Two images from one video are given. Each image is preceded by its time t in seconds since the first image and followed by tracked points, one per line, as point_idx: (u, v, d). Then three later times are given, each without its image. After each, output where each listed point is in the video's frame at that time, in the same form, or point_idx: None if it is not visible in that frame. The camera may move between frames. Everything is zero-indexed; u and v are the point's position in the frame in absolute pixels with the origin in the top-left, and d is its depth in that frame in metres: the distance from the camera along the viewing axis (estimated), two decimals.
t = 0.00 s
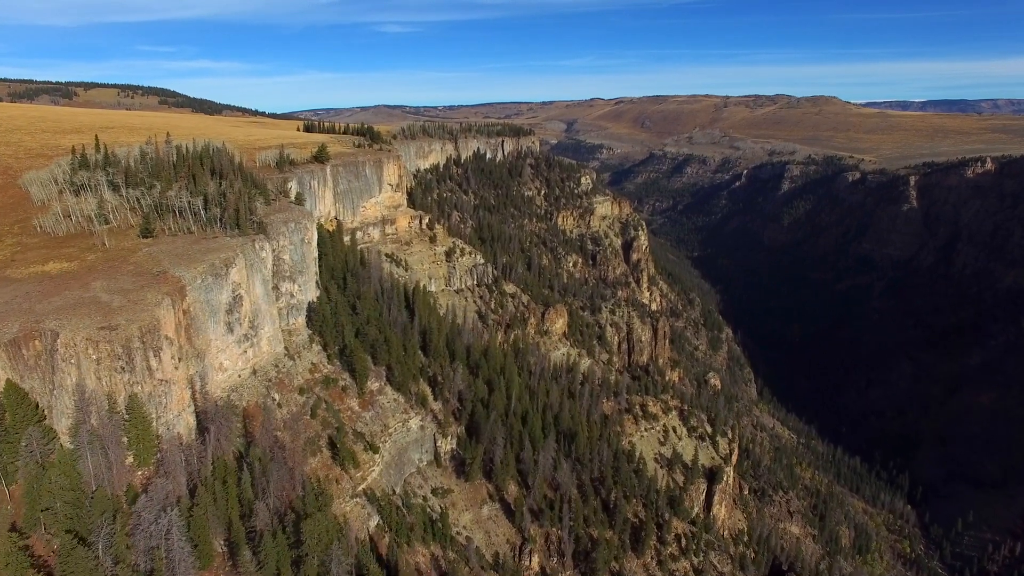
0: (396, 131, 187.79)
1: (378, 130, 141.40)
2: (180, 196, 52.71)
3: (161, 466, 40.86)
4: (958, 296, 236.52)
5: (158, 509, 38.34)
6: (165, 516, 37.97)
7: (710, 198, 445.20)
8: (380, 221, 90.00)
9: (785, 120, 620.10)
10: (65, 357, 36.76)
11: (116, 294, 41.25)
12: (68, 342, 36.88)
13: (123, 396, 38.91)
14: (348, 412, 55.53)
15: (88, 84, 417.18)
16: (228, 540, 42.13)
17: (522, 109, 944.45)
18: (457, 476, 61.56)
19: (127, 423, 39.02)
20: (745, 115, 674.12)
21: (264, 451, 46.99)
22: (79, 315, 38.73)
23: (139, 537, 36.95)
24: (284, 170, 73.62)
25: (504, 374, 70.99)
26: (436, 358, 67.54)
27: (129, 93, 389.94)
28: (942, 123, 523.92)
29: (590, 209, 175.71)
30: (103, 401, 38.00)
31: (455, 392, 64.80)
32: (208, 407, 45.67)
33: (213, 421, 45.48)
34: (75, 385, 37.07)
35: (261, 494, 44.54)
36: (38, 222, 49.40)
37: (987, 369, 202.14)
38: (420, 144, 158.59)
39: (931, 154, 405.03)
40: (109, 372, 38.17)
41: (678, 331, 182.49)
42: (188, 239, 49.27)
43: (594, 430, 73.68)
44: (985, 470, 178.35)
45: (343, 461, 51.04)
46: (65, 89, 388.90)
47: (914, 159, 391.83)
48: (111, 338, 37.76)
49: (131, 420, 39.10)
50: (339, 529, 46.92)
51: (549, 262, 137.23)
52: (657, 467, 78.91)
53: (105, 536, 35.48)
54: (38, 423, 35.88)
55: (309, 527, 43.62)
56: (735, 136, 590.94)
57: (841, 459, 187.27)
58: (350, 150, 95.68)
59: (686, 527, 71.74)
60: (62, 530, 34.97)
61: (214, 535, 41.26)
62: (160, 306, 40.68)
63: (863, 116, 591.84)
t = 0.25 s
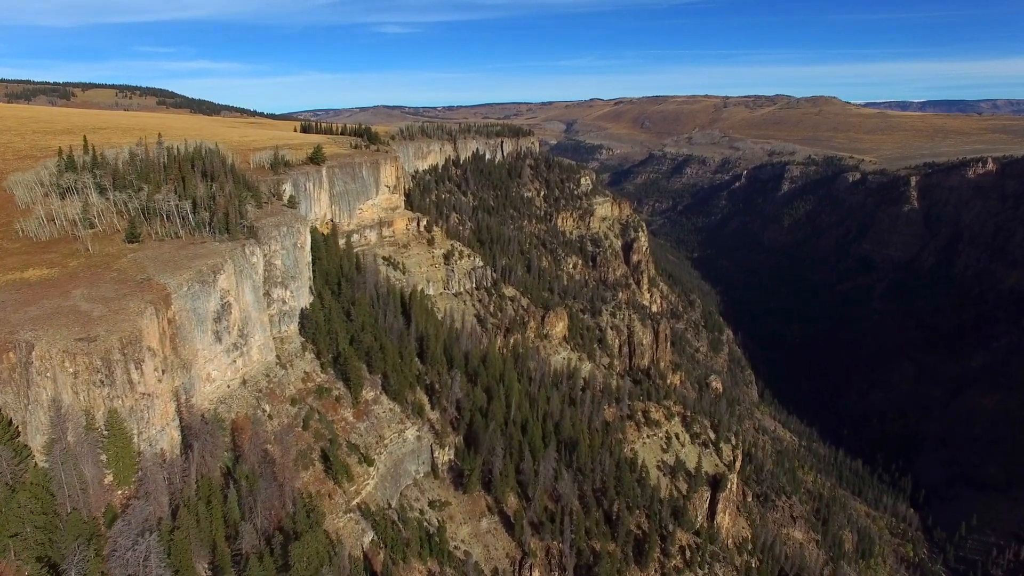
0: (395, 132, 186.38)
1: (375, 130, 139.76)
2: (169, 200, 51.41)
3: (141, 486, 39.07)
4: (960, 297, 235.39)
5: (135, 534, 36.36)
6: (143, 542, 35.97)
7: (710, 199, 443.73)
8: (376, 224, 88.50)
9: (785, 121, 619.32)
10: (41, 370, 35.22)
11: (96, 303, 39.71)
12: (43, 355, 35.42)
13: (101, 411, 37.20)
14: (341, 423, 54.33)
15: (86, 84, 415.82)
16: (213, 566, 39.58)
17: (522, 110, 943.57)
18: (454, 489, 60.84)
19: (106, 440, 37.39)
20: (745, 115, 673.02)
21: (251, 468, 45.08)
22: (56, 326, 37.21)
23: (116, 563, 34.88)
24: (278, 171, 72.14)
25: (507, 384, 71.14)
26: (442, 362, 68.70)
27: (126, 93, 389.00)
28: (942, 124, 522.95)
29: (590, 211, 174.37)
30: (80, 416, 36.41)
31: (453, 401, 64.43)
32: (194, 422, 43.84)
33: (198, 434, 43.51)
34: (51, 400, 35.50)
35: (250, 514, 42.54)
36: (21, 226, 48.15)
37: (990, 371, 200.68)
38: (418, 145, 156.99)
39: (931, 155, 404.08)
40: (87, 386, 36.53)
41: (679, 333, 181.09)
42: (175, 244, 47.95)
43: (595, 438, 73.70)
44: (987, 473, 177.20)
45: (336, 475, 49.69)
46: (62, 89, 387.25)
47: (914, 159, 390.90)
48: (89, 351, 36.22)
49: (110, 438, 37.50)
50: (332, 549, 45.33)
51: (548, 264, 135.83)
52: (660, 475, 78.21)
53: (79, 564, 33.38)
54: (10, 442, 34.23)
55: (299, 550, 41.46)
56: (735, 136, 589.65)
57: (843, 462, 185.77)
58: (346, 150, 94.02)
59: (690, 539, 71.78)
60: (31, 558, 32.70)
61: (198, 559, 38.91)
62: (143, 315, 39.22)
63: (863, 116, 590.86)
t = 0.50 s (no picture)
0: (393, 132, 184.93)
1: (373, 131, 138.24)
2: (157, 204, 50.12)
3: (119, 506, 37.35)
4: (962, 298, 234.03)
5: (109, 562, 35.07)
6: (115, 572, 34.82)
7: (710, 199, 442.25)
8: (373, 226, 87.12)
9: (785, 121, 618.29)
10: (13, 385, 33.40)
11: (74, 313, 38.13)
12: (15, 368, 33.69)
13: (77, 428, 35.68)
14: (334, 434, 53.29)
15: (83, 84, 413.77)
16: None
17: (521, 110, 942.13)
18: (452, 501, 59.91)
19: (82, 458, 35.88)
20: (744, 115, 671.90)
21: (237, 485, 43.68)
22: (31, 337, 35.62)
23: None
24: (273, 172, 70.83)
25: (507, 393, 70.80)
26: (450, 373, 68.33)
27: (123, 93, 386.86)
28: (942, 124, 521.81)
29: (590, 211, 172.93)
30: (56, 433, 34.81)
31: (451, 409, 64.07)
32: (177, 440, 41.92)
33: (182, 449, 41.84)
34: (23, 416, 33.71)
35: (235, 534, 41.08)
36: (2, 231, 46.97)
37: (993, 373, 199.34)
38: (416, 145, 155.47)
39: (932, 155, 402.97)
40: (62, 402, 34.88)
41: (679, 335, 179.63)
42: (161, 249, 46.65)
43: (597, 447, 72.89)
44: (990, 476, 175.94)
45: (328, 489, 48.77)
46: (60, 89, 385.95)
47: (915, 160, 389.65)
48: (65, 363, 34.65)
49: (86, 455, 35.97)
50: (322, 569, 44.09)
51: (548, 265, 134.36)
52: (663, 483, 77.40)
53: None
54: None
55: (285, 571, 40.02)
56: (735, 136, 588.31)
57: (845, 464, 184.38)
58: (343, 151, 92.63)
59: (694, 550, 70.91)
60: None
61: None
62: (123, 325, 37.81)
63: (863, 116, 589.78)
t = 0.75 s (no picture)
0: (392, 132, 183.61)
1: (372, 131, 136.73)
2: (144, 206, 49.18)
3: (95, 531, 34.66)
4: (965, 299, 232.59)
5: None
6: None
7: (711, 199, 440.83)
8: (371, 227, 85.75)
9: (785, 121, 617.07)
10: None
11: (50, 325, 36.38)
12: None
13: (49, 447, 33.31)
14: (327, 446, 52.21)
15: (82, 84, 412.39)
16: None
17: (521, 110, 941.08)
18: (450, 513, 59.11)
19: (55, 478, 33.32)
20: (745, 115, 670.59)
21: (223, 505, 41.87)
22: (3, 350, 33.80)
23: None
24: (269, 173, 69.60)
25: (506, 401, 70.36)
26: (449, 383, 67.68)
27: (122, 93, 385.27)
28: (943, 124, 520.34)
29: (591, 212, 171.50)
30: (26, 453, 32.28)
31: (448, 418, 63.71)
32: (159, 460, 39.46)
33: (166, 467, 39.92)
34: None
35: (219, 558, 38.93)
36: None
37: (997, 375, 197.73)
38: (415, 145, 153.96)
39: (933, 155, 401.54)
40: (34, 419, 32.60)
41: (681, 336, 178.23)
42: (147, 255, 45.42)
43: (599, 456, 71.87)
44: (995, 479, 174.54)
45: (321, 505, 47.41)
46: (57, 89, 384.43)
47: (916, 160, 388.62)
48: (38, 377, 32.62)
49: (60, 475, 33.50)
50: None
51: (548, 267, 132.98)
52: (666, 492, 76.71)
53: None
54: None
55: None
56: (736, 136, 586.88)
57: (848, 467, 182.80)
58: (341, 152, 91.33)
59: (699, 562, 69.65)
60: None
61: None
62: (103, 335, 35.99)
63: (864, 116, 588.38)
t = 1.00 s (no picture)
0: (391, 132, 182.14)
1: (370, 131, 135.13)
2: (131, 209, 47.99)
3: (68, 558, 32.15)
4: (968, 301, 231.16)
5: None
6: None
7: (712, 200, 439.17)
8: (369, 230, 84.25)
9: (786, 121, 615.61)
10: None
11: (24, 337, 34.51)
12: None
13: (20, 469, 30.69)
14: (320, 458, 51.32)
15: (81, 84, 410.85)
16: None
17: (521, 110, 939.57)
18: (448, 527, 58.04)
19: (25, 501, 30.69)
20: (746, 115, 669.01)
21: (207, 526, 40.78)
22: None
23: None
24: (264, 174, 68.20)
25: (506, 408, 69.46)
26: (447, 393, 67.11)
27: (121, 93, 383.52)
28: (945, 124, 518.81)
29: (591, 213, 169.95)
30: None
31: (447, 427, 62.67)
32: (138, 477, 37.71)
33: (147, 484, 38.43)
34: None
35: None
36: None
37: (1001, 378, 196.14)
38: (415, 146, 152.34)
39: (935, 155, 400.01)
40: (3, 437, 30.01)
41: (682, 338, 176.73)
42: (131, 260, 44.18)
43: (601, 464, 70.71)
44: (1000, 484, 173.84)
45: (313, 524, 46.61)
46: (56, 89, 382.60)
47: (918, 160, 387.26)
48: (7, 394, 30.31)
49: (30, 498, 30.92)
50: None
51: (548, 268, 131.45)
52: (670, 501, 75.56)
53: None
54: None
55: None
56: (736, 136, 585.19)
57: (851, 470, 181.20)
58: (338, 152, 89.87)
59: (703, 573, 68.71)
60: None
61: None
62: (80, 348, 34.32)
63: (865, 116, 586.87)
